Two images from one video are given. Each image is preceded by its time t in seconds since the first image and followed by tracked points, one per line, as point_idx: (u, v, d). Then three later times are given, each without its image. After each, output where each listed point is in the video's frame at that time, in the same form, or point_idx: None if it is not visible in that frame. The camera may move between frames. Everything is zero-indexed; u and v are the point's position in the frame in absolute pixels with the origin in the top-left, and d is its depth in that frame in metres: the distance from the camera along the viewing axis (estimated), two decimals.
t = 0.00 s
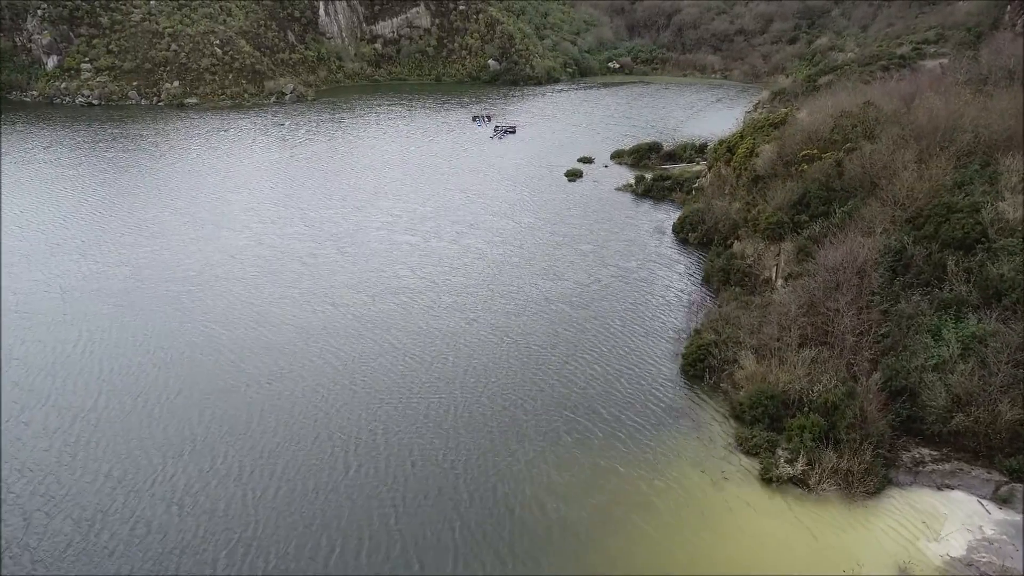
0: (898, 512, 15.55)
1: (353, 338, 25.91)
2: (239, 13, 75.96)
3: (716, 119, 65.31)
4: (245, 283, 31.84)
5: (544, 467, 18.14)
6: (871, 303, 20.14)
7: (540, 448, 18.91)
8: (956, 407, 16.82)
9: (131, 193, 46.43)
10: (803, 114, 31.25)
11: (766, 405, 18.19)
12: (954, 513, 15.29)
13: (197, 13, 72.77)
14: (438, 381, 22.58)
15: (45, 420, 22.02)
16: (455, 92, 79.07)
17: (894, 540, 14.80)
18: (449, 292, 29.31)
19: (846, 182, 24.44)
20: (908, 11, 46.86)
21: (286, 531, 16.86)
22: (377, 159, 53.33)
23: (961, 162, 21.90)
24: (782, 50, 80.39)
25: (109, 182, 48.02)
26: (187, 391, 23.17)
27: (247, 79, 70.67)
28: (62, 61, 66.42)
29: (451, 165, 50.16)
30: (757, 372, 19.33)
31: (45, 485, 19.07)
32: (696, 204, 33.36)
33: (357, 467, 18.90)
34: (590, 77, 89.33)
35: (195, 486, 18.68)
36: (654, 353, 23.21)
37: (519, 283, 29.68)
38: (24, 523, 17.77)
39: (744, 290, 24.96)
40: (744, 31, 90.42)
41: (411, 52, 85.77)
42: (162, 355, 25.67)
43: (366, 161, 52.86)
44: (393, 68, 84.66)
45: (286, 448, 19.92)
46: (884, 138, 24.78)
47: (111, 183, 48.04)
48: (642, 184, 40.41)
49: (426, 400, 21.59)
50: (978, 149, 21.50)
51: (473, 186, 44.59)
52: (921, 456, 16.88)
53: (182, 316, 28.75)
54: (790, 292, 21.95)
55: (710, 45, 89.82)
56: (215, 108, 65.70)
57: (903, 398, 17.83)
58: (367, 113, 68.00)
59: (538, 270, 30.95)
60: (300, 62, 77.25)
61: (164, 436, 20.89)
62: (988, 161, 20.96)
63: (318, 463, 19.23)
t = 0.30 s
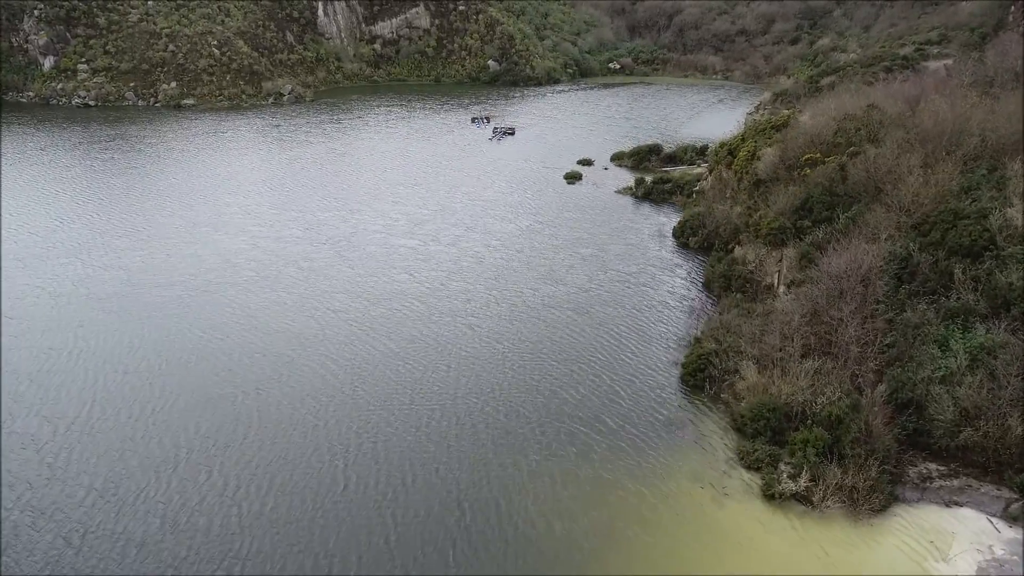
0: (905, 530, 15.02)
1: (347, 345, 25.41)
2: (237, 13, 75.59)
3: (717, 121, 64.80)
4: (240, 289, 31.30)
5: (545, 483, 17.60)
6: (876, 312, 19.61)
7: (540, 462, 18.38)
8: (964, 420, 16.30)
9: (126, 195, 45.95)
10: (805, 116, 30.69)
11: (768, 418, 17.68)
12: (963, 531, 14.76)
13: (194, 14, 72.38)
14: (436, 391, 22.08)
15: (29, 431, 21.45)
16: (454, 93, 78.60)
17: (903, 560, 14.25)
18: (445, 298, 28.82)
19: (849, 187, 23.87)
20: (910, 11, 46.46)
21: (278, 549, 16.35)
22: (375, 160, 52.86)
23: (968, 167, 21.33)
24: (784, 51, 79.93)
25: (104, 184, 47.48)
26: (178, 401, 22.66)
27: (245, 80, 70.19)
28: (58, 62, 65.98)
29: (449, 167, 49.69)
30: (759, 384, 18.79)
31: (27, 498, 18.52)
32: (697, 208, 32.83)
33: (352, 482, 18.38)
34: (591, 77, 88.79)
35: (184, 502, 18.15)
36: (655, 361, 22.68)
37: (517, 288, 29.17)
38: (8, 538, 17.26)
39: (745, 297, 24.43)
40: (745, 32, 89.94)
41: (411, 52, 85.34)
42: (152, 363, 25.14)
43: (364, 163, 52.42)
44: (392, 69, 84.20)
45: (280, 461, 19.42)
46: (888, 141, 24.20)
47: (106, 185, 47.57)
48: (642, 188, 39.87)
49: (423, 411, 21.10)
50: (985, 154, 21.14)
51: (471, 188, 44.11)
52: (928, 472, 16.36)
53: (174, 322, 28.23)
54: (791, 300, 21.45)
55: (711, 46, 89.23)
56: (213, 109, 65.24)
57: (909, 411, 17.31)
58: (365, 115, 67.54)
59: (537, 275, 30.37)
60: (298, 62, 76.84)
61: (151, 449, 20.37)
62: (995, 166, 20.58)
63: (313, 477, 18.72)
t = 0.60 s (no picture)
0: (915, 552, 14.42)
1: (340, 354, 24.83)
2: (235, 14, 75.14)
3: (718, 123, 64.22)
4: (233, 294, 30.67)
5: (545, 499, 17.04)
6: (883, 322, 19.05)
7: (540, 477, 17.84)
8: (975, 436, 15.72)
9: (120, 197, 45.30)
10: (809, 119, 30.09)
11: (771, 433, 17.13)
12: (975, 553, 14.18)
13: (192, 14, 71.92)
14: (433, 401, 21.58)
15: (13, 441, 20.87)
16: (453, 94, 78.06)
17: None
18: (442, 304, 28.24)
19: (854, 193, 23.28)
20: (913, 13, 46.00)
21: (271, 569, 15.78)
22: (372, 163, 52.28)
23: (977, 172, 20.70)
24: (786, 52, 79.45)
25: (99, 186, 46.87)
26: (168, 413, 22.10)
27: (242, 81, 69.61)
28: (54, 63, 65.44)
29: (448, 170, 49.10)
30: (762, 397, 18.21)
31: (6, 513, 17.85)
32: (699, 213, 32.28)
33: (346, 498, 17.81)
34: (591, 79, 88.20)
35: (173, 519, 17.58)
36: (656, 372, 22.13)
37: (515, 294, 28.58)
38: None
39: (747, 304, 23.88)
40: (746, 32, 89.45)
41: (410, 54, 84.84)
42: (141, 373, 24.55)
43: (362, 165, 51.88)
44: (391, 70, 83.69)
45: (272, 476, 18.86)
46: (894, 145, 23.59)
47: (100, 186, 46.96)
48: (642, 191, 39.27)
49: (418, 423, 20.56)
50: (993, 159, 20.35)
51: (470, 192, 43.53)
52: (938, 490, 15.77)
53: (164, 330, 27.60)
54: (795, 310, 20.88)
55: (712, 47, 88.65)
56: (209, 111, 64.67)
57: (918, 426, 16.73)
58: (364, 116, 66.98)
59: (534, 281, 29.78)
60: (297, 64, 76.32)
61: (140, 463, 19.79)
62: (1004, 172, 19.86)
63: (305, 492, 18.16)
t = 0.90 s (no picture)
0: None
1: (333, 364, 24.16)
2: (233, 14, 74.59)
3: (720, 125, 63.56)
4: (225, 301, 29.95)
5: (549, 518, 16.34)
6: (892, 335, 18.37)
7: (543, 496, 17.13)
8: (991, 456, 15.04)
9: (113, 200, 44.66)
10: (813, 122, 29.38)
11: (778, 451, 16.46)
12: None
13: (189, 14, 71.43)
14: (431, 413, 20.96)
15: None
16: (453, 95, 77.45)
17: None
18: (438, 311, 27.62)
19: (861, 200, 22.59)
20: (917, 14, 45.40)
21: None
22: (370, 165, 51.66)
23: (989, 179, 20.03)
24: (788, 52, 78.81)
25: (92, 188, 46.18)
26: (154, 424, 21.36)
27: (239, 82, 68.97)
28: (49, 63, 64.80)
29: (447, 172, 48.49)
30: (768, 413, 17.55)
31: None
32: (701, 217, 31.64)
33: (342, 515, 17.10)
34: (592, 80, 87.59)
35: (161, 533, 16.92)
36: (658, 384, 21.46)
37: (512, 301, 27.90)
38: None
39: (751, 314, 23.23)
40: (748, 33, 88.84)
41: (409, 55, 84.22)
42: (127, 382, 23.80)
43: (359, 167, 51.27)
44: (390, 71, 83.07)
45: (265, 492, 18.13)
46: (902, 150, 22.88)
47: (93, 188, 46.33)
48: (643, 195, 38.59)
49: (416, 437, 19.90)
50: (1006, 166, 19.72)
51: (469, 195, 42.91)
52: (952, 512, 15.09)
53: (155, 337, 26.99)
54: (801, 321, 20.21)
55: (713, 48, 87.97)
56: (206, 112, 64.03)
57: (930, 445, 16.06)
58: (362, 117, 66.34)
59: (532, 287, 29.09)
60: (295, 64, 75.70)
61: (124, 477, 19.02)
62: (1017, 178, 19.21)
63: (299, 509, 17.43)
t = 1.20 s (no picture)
0: None
1: (325, 376, 23.37)
2: (230, 15, 73.88)
3: (722, 127, 62.78)
4: (217, 310, 29.15)
5: (553, 543, 15.53)
6: (905, 350, 17.56)
7: (547, 514, 16.45)
8: (1011, 481, 14.19)
9: (104, 202, 43.88)
10: (820, 125, 28.51)
11: (786, 474, 15.69)
12: None
13: (186, 14, 70.76)
14: (428, 426, 20.27)
15: None
16: (452, 96, 76.70)
17: None
18: (434, 320, 26.85)
19: (871, 207, 21.76)
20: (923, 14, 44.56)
21: None
22: (367, 167, 50.93)
23: (1004, 185, 19.18)
24: (790, 53, 77.96)
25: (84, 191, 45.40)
26: (139, 441, 20.49)
27: (236, 83, 68.17)
28: (43, 64, 64.03)
29: (445, 175, 47.75)
30: (776, 433, 16.77)
31: None
32: (704, 223, 30.90)
33: (334, 539, 16.29)
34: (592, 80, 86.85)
35: (148, 553, 16.23)
36: (662, 398, 20.66)
37: (510, 310, 27.13)
38: None
39: (756, 325, 22.47)
40: (750, 33, 87.96)
41: (408, 55, 83.45)
42: (112, 396, 22.94)
43: (356, 169, 50.53)
44: (389, 72, 82.30)
45: (255, 514, 17.33)
46: (913, 155, 22.03)
47: (85, 191, 45.56)
48: (644, 199, 37.79)
49: (413, 451, 19.23)
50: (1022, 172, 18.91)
51: (467, 198, 42.17)
52: (972, 541, 14.27)
53: (144, 347, 26.28)
54: (808, 334, 19.43)
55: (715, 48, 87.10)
56: (202, 113, 63.25)
57: (946, 468, 15.25)
58: (360, 119, 65.58)
59: (531, 295, 28.32)
60: (293, 65, 74.96)
61: (107, 498, 18.15)
62: None
63: (291, 530, 16.67)
